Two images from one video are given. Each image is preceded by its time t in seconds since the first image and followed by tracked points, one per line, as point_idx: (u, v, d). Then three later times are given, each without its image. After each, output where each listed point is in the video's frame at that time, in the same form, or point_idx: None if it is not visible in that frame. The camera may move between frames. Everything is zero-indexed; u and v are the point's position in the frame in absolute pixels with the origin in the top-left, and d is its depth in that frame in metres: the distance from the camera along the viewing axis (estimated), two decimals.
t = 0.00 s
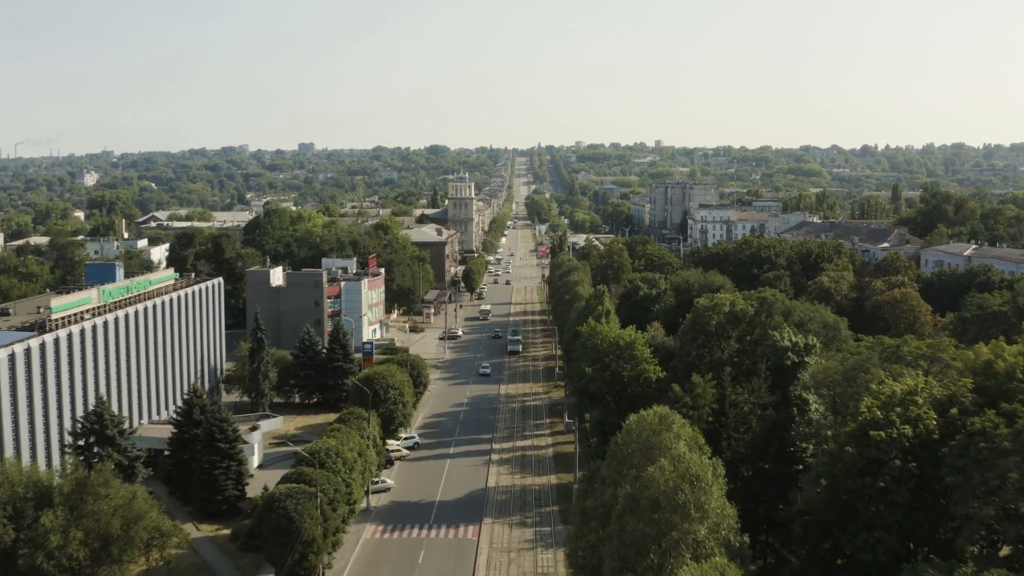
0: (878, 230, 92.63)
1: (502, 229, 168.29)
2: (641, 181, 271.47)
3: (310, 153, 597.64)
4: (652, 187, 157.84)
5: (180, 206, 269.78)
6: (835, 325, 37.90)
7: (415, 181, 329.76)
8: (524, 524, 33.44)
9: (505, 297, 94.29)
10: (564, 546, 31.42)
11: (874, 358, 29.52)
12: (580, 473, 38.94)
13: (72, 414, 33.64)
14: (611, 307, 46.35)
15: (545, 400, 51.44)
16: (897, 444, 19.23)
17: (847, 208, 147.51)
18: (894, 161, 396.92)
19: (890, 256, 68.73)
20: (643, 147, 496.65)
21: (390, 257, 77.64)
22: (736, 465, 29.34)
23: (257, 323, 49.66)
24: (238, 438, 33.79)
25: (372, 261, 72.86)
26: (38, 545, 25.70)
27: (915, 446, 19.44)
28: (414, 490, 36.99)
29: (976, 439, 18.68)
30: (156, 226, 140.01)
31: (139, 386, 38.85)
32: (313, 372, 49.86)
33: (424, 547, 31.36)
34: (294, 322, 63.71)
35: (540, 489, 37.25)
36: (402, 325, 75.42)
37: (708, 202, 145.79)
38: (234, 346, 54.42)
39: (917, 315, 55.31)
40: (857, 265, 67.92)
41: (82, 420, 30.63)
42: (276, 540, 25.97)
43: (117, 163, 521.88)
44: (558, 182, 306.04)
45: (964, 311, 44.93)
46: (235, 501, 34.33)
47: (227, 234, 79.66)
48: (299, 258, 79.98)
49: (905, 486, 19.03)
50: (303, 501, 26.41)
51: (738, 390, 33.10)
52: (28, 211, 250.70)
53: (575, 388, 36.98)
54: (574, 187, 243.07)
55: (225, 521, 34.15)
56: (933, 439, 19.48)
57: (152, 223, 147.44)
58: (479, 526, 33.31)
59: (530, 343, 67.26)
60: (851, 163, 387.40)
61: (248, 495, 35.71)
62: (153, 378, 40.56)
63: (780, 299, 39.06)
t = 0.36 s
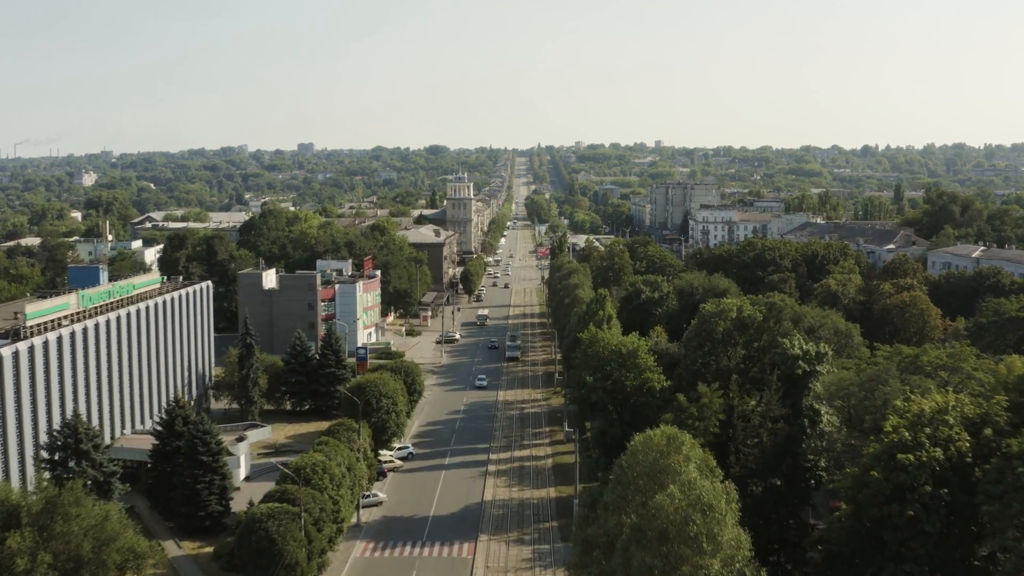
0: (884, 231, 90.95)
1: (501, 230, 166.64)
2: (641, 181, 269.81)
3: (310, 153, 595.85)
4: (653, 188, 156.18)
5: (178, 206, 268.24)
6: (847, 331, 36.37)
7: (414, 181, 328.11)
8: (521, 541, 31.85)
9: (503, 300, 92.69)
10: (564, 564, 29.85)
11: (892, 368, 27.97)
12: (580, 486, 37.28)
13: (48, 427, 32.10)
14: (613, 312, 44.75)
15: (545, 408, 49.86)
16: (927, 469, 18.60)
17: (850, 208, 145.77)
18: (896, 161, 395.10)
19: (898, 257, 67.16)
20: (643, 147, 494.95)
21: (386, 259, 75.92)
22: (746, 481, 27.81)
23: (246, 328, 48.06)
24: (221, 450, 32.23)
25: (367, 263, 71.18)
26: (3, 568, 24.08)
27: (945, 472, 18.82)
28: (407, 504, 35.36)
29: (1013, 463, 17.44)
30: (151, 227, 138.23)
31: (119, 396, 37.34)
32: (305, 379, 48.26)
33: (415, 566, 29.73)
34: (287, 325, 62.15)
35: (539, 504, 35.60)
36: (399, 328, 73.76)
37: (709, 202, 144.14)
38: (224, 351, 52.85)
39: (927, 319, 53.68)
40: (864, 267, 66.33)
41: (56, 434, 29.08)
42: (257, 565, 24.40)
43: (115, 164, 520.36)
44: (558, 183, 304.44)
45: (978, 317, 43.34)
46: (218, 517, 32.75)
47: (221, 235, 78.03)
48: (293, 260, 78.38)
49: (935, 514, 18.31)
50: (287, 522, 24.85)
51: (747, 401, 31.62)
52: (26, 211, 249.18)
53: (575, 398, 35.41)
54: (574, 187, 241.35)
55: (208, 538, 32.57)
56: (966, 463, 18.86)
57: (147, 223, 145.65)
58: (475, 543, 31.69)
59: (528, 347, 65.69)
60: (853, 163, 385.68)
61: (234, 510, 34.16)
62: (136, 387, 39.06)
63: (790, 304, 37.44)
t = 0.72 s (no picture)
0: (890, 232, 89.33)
1: (501, 231, 164.92)
2: (642, 181, 267.79)
3: (309, 153, 594.20)
4: (653, 188, 154.53)
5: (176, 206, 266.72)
6: (860, 338, 34.79)
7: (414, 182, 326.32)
8: (519, 560, 30.27)
9: (502, 302, 91.11)
10: None
11: (912, 380, 26.46)
12: (581, 499, 35.70)
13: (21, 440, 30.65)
14: (615, 317, 43.17)
15: (544, 415, 48.31)
16: (966, 499, 18.90)
17: (854, 209, 144.08)
18: (898, 161, 393.35)
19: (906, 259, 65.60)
20: (643, 147, 493.22)
21: (382, 260, 74.27)
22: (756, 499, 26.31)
23: (234, 333, 46.49)
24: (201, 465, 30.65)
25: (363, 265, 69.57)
26: None
27: (982, 502, 19.14)
28: (398, 520, 33.67)
29: None
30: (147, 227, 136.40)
31: (99, 407, 35.91)
32: (296, 386, 46.69)
33: None
34: (280, 329, 60.61)
35: (538, 519, 34.03)
36: (395, 331, 72.18)
37: (710, 202, 142.45)
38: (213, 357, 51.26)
39: (937, 323, 52.16)
40: (872, 269, 64.77)
41: (26, 448, 27.60)
42: None
43: (114, 164, 518.55)
44: (557, 183, 302.72)
45: (994, 321, 41.78)
46: (201, 534, 31.15)
47: (213, 236, 76.38)
48: (287, 262, 76.78)
49: (971, 547, 18.63)
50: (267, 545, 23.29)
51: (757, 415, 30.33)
52: (22, 211, 247.39)
53: (575, 408, 33.82)
54: (574, 186, 239.57)
55: (190, 556, 30.96)
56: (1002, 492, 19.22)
57: (143, 223, 144.09)
58: (470, 563, 30.07)
59: (527, 352, 64.12)
60: (854, 163, 384.04)
61: (218, 526, 32.56)
62: (117, 397, 37.61)
63: (800, 309, 35.82)
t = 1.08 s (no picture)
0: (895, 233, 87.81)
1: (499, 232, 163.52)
2: (642, 180, 266.58)
3: (309, 153, 592.99)
4: (654, 188, 152.97)
5: (175, 206, 265.49)
6: (873, 347, 33.36)
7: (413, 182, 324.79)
8: None
9: (501, 304, 89.59)
10: None
11: (935, 393, 24.96)
12: (581, 515, 34.09)
13: None
14: (617, 322, 41.60)
15: (543, 423, 46.69)
16: (1007, 532, 18.02)
17: (856, 209, 142.50)
18: (899, 161, 391.84)
19: (914, 261, 64.08)
20: (644, 146, 491.69)
21: (378, 262, 72.67)
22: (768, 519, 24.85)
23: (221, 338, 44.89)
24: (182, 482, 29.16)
25: (358, 267, 68.01)
26: None
27: None
28: (390, 537, 32.06)
29: None
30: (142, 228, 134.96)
31: (74, 416, 34.57)
32: (286, 394, 45.08)
33: None
34: (272, 333, 59.08)
35: (536, 536, 32.43)
36: (391, 335, 70.61)
37: (711, 203, 140.94)
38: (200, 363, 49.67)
39: (948, 327, 50.58)
40: (879, 272, 63.25)
41: None
42: None
43: (112, 164, 517.06)
44: (557, 184, 301.51)
45: (1010, 327, 40.19)
46: (181, 553, 29.54)
47: (205, 237, 74.78)
48: (281, 264, 75.27)
49: None
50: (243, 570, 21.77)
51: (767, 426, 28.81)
52: (19, 212, 245.91)
53: (575, 419, 32.21)
54: (574, 186, 238.07)
55: None
56: None
57: (139, 224, 142.66)
58: None
59: (526, 356, 62.56)
60: (855, 163, 382.51)
61: (200, 544, 30.92)
62: (93, 406, 36.28)
63: (811, 315, 34.23)
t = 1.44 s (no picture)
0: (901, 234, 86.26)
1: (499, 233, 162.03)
2: (643, 180, 265.14)
3: (309, 153, 591.03)
4: (655, 189, 151.38)
5: (173, 206, 264.09)
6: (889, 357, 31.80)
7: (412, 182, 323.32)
8: None
9: (500, 306, 88.03)
10: None
11: (961, 410, 23.49)
12: (582, 532, 32.51)
13: None
14: (618, 327, 40.01)
15: (542, 432, 45.10)
16: None
17: (859, 210, 140.93)
18: (900, 162, 390.31)
19: (923, 264, 62.52)
20: (644, 146, 489.99)
21: (374, 264, 71.10)
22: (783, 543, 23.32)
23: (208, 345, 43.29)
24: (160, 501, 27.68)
25: (353, 269, 66.44)
26: None
27: None
28: (380, 555, 30.47)
29: None
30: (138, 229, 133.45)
31: (48, 428, 32.99)
32: (275, 402, 43.48)
33: None
34: (264, 337, 57.47)
35: (534, 554, 30.83)
36: (386, 339, 68.98)
37: (713, 203, 139.39)
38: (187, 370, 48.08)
39: (960, 332, 49.00)
40: (886, 275, 61.69)
41: None
42: None
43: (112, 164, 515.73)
44: (557, 184, 300.21)
45: None
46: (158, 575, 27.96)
47: (197, 239, 73.18)
48: (275, 266, 73.71)
49: None
50: None
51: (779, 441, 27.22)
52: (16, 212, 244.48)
53: (574, 433, 30.63)
54: (574, 186, 236.58)
55: None
56: None
57: (135, 225, 141.22)
58: None
59: (525, 361, 60.99)
60: (856, 163, 380.98)
61: (179, 564, 29.34)
62: (69, 417, 34.68)
63: (825, 322, 32.64)
